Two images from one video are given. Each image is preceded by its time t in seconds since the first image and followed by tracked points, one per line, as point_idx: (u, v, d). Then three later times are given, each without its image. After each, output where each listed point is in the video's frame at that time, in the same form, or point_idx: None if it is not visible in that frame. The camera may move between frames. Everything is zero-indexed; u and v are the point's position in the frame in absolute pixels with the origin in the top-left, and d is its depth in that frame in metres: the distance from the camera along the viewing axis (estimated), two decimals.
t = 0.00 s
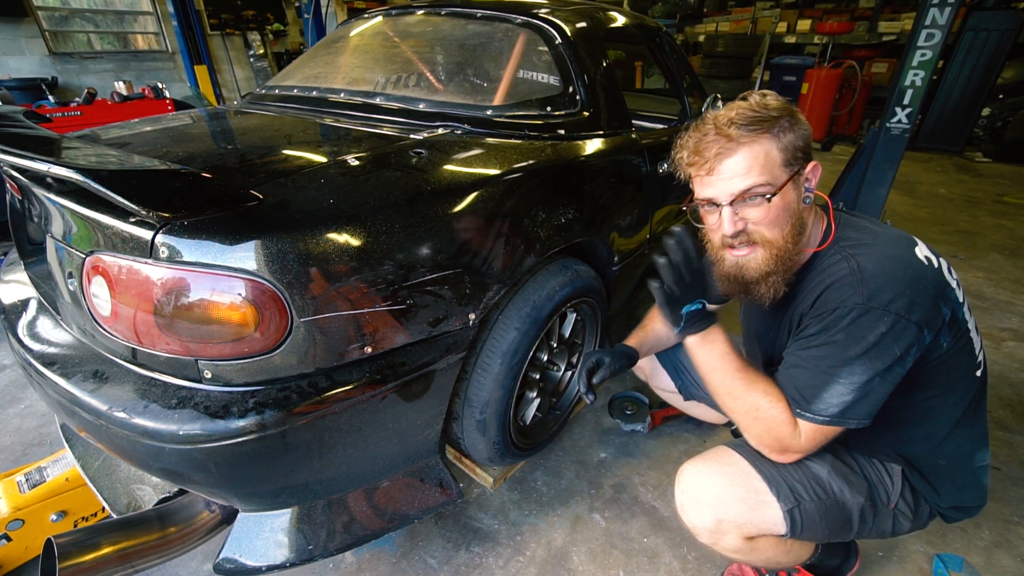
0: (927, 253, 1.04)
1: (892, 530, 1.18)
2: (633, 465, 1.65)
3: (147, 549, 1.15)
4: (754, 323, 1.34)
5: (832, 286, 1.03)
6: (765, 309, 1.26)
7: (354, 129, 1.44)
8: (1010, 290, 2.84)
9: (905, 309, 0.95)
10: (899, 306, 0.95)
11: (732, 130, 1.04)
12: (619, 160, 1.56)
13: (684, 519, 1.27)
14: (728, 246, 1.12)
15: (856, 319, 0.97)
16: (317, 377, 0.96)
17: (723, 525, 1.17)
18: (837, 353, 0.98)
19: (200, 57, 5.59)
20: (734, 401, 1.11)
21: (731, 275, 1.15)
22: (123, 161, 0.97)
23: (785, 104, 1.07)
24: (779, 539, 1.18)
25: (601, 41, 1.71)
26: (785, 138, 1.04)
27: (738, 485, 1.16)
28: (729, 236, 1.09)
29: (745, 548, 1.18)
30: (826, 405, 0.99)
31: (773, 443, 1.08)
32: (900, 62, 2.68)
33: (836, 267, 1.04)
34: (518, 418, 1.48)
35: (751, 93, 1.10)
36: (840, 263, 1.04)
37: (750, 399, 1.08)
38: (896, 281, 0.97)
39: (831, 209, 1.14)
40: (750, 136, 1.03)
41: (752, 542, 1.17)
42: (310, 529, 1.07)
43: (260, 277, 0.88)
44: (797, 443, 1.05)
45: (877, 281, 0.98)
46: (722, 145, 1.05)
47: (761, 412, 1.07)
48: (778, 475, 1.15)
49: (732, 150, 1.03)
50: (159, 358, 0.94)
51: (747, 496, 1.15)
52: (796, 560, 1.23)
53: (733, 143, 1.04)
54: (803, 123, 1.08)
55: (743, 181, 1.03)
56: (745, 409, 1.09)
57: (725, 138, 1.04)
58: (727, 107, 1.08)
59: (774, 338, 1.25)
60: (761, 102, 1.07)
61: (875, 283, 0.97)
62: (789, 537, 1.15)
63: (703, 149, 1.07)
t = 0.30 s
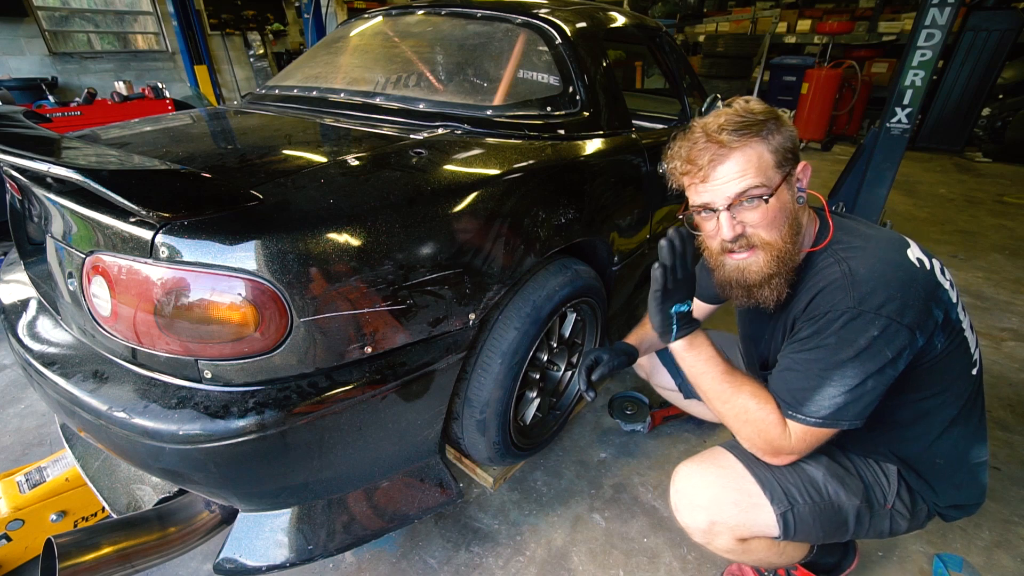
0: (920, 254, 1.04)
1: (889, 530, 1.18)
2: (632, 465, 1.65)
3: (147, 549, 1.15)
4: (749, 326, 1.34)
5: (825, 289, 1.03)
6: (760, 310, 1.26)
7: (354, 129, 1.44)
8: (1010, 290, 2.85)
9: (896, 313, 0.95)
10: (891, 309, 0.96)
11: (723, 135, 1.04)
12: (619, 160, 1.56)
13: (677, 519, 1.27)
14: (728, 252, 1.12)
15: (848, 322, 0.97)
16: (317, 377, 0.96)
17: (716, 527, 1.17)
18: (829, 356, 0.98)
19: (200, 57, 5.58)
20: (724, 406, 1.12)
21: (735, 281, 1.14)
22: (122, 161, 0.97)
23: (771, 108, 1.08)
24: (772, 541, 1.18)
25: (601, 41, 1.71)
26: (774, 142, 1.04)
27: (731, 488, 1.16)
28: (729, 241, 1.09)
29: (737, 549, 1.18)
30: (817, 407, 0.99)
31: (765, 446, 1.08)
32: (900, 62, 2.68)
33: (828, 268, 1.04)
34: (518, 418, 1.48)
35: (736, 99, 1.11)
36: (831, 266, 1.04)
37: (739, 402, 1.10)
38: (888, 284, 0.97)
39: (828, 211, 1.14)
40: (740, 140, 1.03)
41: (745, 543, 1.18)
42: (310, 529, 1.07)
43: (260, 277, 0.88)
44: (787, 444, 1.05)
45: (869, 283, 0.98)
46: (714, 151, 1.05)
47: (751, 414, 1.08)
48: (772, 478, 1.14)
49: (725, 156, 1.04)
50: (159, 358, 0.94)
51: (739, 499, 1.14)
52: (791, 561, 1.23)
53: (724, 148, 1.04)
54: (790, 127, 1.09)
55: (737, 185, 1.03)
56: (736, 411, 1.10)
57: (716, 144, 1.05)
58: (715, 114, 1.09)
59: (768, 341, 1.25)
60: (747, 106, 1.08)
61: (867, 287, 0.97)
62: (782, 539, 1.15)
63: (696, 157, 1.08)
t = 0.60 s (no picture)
0: (918, 254, 1.05)
1: (891, 529, 1.18)
2: (632, 465, 1.65)
3: (147, 549, 1.15)
4: (748, 327, 1.33)
5: (822, 289, 1.03)
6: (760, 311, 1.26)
7: (354, 129, 1.44)
8: (1010, 290, 2.85)
9: (893, 313, 0.95)
10: (887, 309, 0.96)
11: (726, 132, 1.04)
12: (619, 160, 1.56)
13: (679, 521, 1.27)
14: (733, 249, 1.11)
15: (844, 322, 0.97)
16: (317, 377, 0.96)
17: (719, 529, 1.17)
18: (825, 356, 0.98)
19: (200, 57, 5.59)
20: (715, 413, 1.12)
21: (739, 280, 1.13)
22: (122, 161, 0.97)
23: (770, 106, 1.09)
24: (774, 542, 1.18)
25: (601, 41, 1.71)
26: (775, 139, 1.05)
27: (735, 491, 1.15)
28: (734, 238, 1.08)
29: (740, 551, 1.18)
30: (814, 408, 0.98)
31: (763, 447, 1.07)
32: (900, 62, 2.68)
33: (827, 269, 1.04)
34: (518, 418, 1.48)
35: (735, 98, 1.12)
36: (830, 266, 1.04)
37: (728, 406, 1.10)
38: (884, 284, 0.97)
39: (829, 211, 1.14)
40: (743, 137, 1.04)
41: (747, 545, 1.18)
42: (310, 529, 1.07)
43: (260, 277, 0.88)
44: (783, 445, 1.04)
45: (866, 284, 0.98)
46: (717, 148, 1.05)
47: (743, 419, 1.08)
48: (774, 480, 1.13)
49: (728, 152, 1.04)
50: (159, 358, 0.94)
51: (743, 501, 1.14)
52: (793, 561, 1.23)
53: (727, 145, 1.04)
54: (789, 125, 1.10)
55: (742, 181, 1.03)
56: (729, 417, 1.10)
57: (719, 141, 1.05)
58: (715, 112, 1.10)
59: (767, 341, 1.25)
60: (746, 105, 1.08)
61: (863, 287, 0.97)
62: (784, 541, 1.15)
63: (699, 154, 1.07)
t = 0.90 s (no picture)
0: (920, 255, 1.05)
1: (892, 531, 1.18)
2: (632, 465, 1.65)
3: (147, 549, 1.15)
4: (749, 327, 1.34)
5: (823, 291, 1.03)
6: (760, 311, 1.26)
7: (354, 129, 1.44)
8: (1010, 290, 2.85)
9: (896, 315, 0.95)
10: (890, 311, 0.95)
11: (728, 132, 1.04)
12: (619, 160, 1.56)
13: (681, 523, 1.27)
14: (732, 249, 1.11)
15: (847, 324, 0.97)
16: (317, 377, 0.96)
17: (721, 532, 1.17)
18: (829, 359, 0.98)
19: (200, 57, 5.58)
20: (717, 418, 1.11)
21: (738, 280, 1.13)
22: (123, 161, 0.97)
23: (774, 107, 1.09)
24: (776, 544, 1.18)
25: (601, 41, 1.71)
26: (778, 140, 1.05)
27: (737, 493, 1.15)
28: (733, 239, 1.08)
29: (743, 553, 1.18)
30: (818, 411, 0.98)
31: (764, 453, 1.08)
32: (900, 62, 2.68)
33: (828, 270, 1.04)
34: (518, 418, 1.48)
35: (740, 97, 1.11)
36: (832, 266, 1.04)
37: (730, 412, 1.10)
38: (887, 286, 0.97)
39: (832, 212, 1.14)
40: (746, 138, 1.03)
41: (750, 547, 1.18)
42: (310, 529, 1.07)
43: (260, 277, 0.88)
44: (787, 448, 1.04)
45: (868, 286, 0.98)
46: (719, 148, 1.05)
47: (746, 423, 1.08)
48: (777, 482, 1.13)
49: (729, 153, 1.04)
50: (159, 358, 0.94)
51: (745, 504, 1.14)
52: (795, 562, 1.24)
53: (729, 146, 1.04)
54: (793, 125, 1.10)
55: (742, 182, 1.03)
56: (731, 422, 1.09)
57: (721, 141, 1.05)
58: (719, 112, 1.10)
59: (768, 340, 1.25)
60: (750, 105, 1.08)
61: (866, 288, 0.97)
62: (787, 543, 1.15)
63: (701, 154, 1.07)
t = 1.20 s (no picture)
0: (923, 260, 1.05)
1: (892, 532, 1.18)
2: (633, 465, 1.65)
3: (147, 549, 1.15)
4: (751, 326, 1.33)
5: (826, 292, 1.03)
6: (762, 311, 1.25)
7: (354, 129, 1.44)
8: (1010, 290, 2.85)
9: (897, 319, 0.95)
10: (892, 314, 0.95)
11: (736, 129, 1.05)
12: (619, 160, 1.56)
13: (681, 526, 1.26)
14: (735, 247, 1.11)
15: (849, 325, 0.97)
16: (317, 377, 0.96)
17: (721, 533, 1.16)
18: (828, 359, 0.98)
19: (200, 57, 5.58)
20: (700, 433, 1.13)
21: (741, 277, 1.13)
22: (123, 161, 0.97)
23: (785, 106, 1.09)
24: (777, 545, 1.18)
25: (601, 41, 1.71)
26: (786, 139, 1.05)
27: (736, 494, 1.15)
28: (735, 236, 1.08)
29: (743, 555, 1.18)
30: (814, 411, 0.98)
31: (759, 454, 1.08)
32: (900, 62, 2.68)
33: (832, 269, 1.04)
34: (518, 418, 1.48)
35: (751, 96, 1.12)
36: (835, 266, 1.04)
37: (710, 422, 1.12)
38: (890, 290, 0.97)
39: (837, 213, 1.14)
40: (753, 135, 1.04)
41: (750, 548, 1.18)
42: (310, 529, 1.07)
43: (260, 277, 0.88)
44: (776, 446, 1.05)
45: (872, 288, 0.97)
46: (726, 144, 1.05)
47: (724, 433, 1.10)
48: (775, 482, 1.14)
49: (737, 149, 1.04)
50: (159, 358, 0.94)
51: (744, 504, 1.14)
52: (795, 564, 1.24)
53: (736, 142, 1.04)
54: (803, 125, 1.10)
55: (747, 178, 1.03)
56: (711, 431, 1.11)
57: (728, 137, 1.05)
58: (728, 109, 1.10)
59: (769, 339, 1.24)
60: (761, 103, 1.08)
61: (870, 291, 0.97)
62: (787, 543, 1.15)
63: (707, 150, 1.08)
